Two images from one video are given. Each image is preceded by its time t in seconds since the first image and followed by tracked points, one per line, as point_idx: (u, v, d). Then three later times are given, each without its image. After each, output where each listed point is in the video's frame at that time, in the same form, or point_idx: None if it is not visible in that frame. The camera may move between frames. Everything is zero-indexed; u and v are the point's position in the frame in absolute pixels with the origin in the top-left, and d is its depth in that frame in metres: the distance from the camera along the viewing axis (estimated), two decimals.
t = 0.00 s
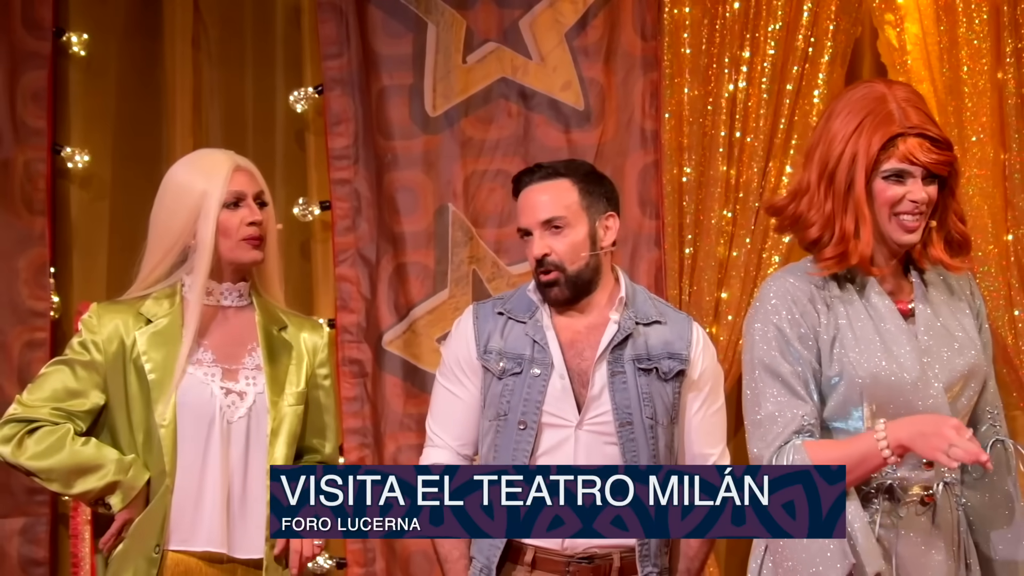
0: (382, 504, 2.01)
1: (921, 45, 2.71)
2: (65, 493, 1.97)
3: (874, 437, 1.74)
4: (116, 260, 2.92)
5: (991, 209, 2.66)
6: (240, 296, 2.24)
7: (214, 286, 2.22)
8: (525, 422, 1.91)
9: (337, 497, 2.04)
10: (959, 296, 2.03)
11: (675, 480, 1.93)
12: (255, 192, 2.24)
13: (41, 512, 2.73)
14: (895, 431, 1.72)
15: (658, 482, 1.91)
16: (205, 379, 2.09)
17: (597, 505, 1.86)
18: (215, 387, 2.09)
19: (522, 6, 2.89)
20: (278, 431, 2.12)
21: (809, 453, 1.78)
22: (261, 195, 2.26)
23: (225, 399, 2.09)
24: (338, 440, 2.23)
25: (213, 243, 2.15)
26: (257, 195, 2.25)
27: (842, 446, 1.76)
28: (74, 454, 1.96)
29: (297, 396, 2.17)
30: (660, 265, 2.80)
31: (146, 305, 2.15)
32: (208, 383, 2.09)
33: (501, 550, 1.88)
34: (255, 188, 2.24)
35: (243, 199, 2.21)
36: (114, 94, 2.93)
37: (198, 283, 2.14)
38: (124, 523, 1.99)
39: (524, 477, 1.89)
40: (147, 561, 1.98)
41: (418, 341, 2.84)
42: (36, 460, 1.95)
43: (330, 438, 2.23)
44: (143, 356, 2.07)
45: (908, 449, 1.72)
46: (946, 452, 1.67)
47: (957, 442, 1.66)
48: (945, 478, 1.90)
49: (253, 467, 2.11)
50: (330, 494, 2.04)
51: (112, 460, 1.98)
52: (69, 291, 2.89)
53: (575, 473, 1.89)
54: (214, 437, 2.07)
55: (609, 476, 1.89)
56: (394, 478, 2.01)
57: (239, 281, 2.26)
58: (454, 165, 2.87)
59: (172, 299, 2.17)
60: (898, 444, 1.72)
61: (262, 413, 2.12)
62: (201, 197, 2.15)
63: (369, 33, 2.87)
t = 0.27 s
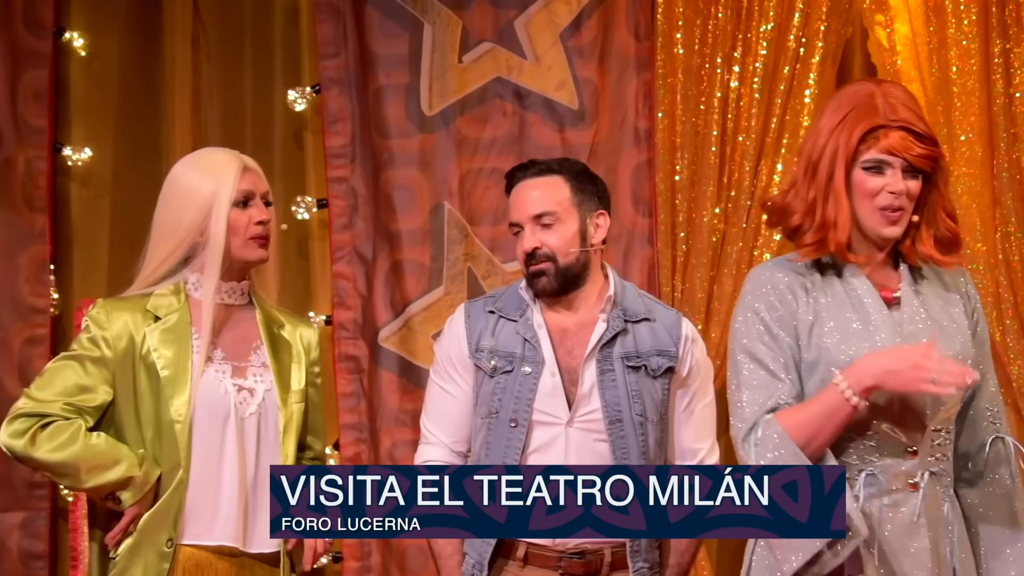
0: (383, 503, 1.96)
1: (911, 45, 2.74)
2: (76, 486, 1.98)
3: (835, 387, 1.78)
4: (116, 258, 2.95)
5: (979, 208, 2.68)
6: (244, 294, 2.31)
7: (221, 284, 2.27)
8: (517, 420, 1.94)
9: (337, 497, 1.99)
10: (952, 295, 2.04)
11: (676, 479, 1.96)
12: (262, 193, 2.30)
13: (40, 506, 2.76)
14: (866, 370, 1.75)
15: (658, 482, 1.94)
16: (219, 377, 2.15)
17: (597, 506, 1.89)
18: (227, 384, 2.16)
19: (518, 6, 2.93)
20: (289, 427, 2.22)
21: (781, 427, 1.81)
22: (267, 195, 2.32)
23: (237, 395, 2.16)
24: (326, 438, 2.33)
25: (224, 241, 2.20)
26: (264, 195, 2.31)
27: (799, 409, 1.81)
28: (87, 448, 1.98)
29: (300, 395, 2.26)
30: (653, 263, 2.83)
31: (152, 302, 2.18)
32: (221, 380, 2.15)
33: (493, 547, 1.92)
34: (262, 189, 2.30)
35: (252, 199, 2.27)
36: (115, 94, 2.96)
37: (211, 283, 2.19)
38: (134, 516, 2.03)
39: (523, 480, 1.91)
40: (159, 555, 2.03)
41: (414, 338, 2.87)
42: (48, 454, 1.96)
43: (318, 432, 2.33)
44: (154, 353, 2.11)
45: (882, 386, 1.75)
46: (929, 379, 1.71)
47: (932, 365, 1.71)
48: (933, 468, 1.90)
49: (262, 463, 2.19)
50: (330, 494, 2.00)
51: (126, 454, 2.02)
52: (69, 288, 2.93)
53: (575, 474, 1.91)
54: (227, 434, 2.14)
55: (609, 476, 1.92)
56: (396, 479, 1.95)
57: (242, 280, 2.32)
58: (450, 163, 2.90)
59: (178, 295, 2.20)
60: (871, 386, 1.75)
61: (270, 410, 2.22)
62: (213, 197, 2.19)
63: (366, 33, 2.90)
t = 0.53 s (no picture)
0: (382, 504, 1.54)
1: (890, 46, 2.76)
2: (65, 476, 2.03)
3: (792, 336, 1.71)
4: (106, 256, 2.98)
5: (957, 207, 2.71)
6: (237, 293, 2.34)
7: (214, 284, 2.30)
8: (498, 413, 1.96)
9: (337, 498, 1.55)
10: (939, 282, 1.85)
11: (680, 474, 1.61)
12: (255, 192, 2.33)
13: (30, 501, 2.79)
14: (819, 314, 1.72)
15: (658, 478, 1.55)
16: (211, 374, 2.17)
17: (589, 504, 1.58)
18: (219, 382, 2.18)
19: (502, 7, 2.96)
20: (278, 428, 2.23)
21: (750, 391, 1.72)
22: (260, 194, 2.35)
23: (229, 392, 2.18)
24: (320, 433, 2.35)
25: (217, 240, 2.22)
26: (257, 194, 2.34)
27: (764, 370, 1.72)
28: (75, 439, 2.02)
29: (290, 394, 2.28)
30: (636, 261, 2.86)
31: (146, 299, 2.20)
32: (213, 378, 2.17)
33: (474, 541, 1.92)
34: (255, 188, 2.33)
35: (245, 197, 2.30)
36: (103, 94, 2.99)
37: (203, 281, 2.21)
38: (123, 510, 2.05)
39: (524, 478, 1.54)
40: (154, 550, 2.07)
41: (399, 335, 2.90)
42: (37, 444, 2.01)
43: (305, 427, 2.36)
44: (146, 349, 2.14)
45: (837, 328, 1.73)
46: (867, 299, 1.75)
47: (861, 285, 1.76)
48: (900, 461, 1.73)
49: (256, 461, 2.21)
50: (329, 494, 1.55)
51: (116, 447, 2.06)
52: (58, 286, 2.96)
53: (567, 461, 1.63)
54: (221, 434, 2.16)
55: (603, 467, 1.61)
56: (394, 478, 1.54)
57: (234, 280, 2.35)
58: (435, 163, 2.93)
59: (171, 292, 2.23)
60: (830, 329, 1.72)
61: (261, 408, 2.23)
62: (206, 197, 2.22)
63: (352, 34, 2.94)
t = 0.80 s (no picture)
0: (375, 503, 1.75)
1: (883, 46, 2.77)
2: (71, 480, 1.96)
3: (763, 337, 1.72)
4: (100, 257, 2.98)
5: (949, 207, 2.70)
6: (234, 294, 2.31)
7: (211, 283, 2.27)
8: (487, 415, 1.96)
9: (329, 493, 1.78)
10: (938, 276, 1.80)
11: (676, 479, 1.73)
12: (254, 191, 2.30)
13: (22, 501, 2.78)
14: (789, 312, 1.73)
15: (658, 481, 1.74)
16: (210, 373, 2.15)
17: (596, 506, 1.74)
18: (217, 380, 2.15)
19: (495, 8, 2.96)
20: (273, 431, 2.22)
21: (725, 394, 1.74)
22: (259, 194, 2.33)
23: (227, 390, 2.16)
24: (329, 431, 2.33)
25: (213, 237, 2.20)
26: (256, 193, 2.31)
27: (738, 371, 1.74)
28: (75, 440, 1.96)
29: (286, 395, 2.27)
30: (629, 261, 2.85)
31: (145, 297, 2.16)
32: (212, 377, 2.15)
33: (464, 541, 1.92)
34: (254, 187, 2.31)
35: (242, 195, 2.27)
36: (96, 94, 2.99)
37: (200, 280, 2.20)
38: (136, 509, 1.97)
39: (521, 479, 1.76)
40: (185, 544, 2.02)
41: (393, 335, 2.90)
42: (40, 451, 1.95)
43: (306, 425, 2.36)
44: (146, 346, 2.10)
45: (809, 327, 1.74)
46: (843, 300, 1.75)
47: (837, 286, 1.77)
48: (880, 459, 1.71)
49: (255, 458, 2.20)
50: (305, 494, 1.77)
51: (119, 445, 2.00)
52: (52, 286, 2.96)
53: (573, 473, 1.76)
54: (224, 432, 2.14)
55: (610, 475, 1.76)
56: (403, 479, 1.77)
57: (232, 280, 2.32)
58: (428, 162, 2.93)
59: (169, 290, 2.20)
60: (799, 328, 1.72)
61: (256, 409, 2.21)
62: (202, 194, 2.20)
63: (345, 34, 2.95)
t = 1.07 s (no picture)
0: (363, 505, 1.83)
1: (879, 48, 2.77)
2: (101, 470, 1.91)
3: (740, 337, 1.72)
4: (95, 257, 2.97)
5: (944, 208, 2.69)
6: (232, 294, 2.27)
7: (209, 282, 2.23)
8: (479, 417, 1.97)
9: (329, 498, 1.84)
10: (934, 270, 1.71)
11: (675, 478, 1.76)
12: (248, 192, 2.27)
13: (19, 503, 2.78)
14: (763, 309, 1.71)
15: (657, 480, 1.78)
16: (219, 364, 2.14)
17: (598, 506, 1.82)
18: (226, 373, 2.14)
19: (492, 9, 2.97)
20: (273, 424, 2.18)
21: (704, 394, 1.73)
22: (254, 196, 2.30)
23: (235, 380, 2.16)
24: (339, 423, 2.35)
25: (207, 236, 2.17)
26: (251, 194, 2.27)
27: (717, 370, 1.73)
28: (99, 429, 1.91)
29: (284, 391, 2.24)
30: (626, 262, 2.87)
31: (153, 287, 2.12)
32: (222, 367, 2.14)
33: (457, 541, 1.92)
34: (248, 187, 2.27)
35: (236, 195, 2.24)
36: (92, 95, 2.99)
37: (199, 276, 2.15)
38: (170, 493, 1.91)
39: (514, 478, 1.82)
40: (207, 532, 1.98)
41: (389, 336, 2.90)
42: (66, 442, 1.90)
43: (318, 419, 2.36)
44: (158, 334, 2.06)
45: (785, 323, 1.72)
46: (822, 297, 1.72)
47: (818, 282, 1.74)
48: (860, 456, 1.66)
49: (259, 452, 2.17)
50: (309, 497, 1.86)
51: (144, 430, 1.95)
52: (49, 287, 2.95)
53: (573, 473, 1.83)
54: (236, 421, 2.14)
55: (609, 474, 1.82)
56: (405, 476, 1.81)
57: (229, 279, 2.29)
58: (425, 163, 2.94)
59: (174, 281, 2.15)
60: (774, 323, 1.71)
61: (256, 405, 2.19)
62: (195, 191, 2.18)
63: (342, 36, 2.95)
